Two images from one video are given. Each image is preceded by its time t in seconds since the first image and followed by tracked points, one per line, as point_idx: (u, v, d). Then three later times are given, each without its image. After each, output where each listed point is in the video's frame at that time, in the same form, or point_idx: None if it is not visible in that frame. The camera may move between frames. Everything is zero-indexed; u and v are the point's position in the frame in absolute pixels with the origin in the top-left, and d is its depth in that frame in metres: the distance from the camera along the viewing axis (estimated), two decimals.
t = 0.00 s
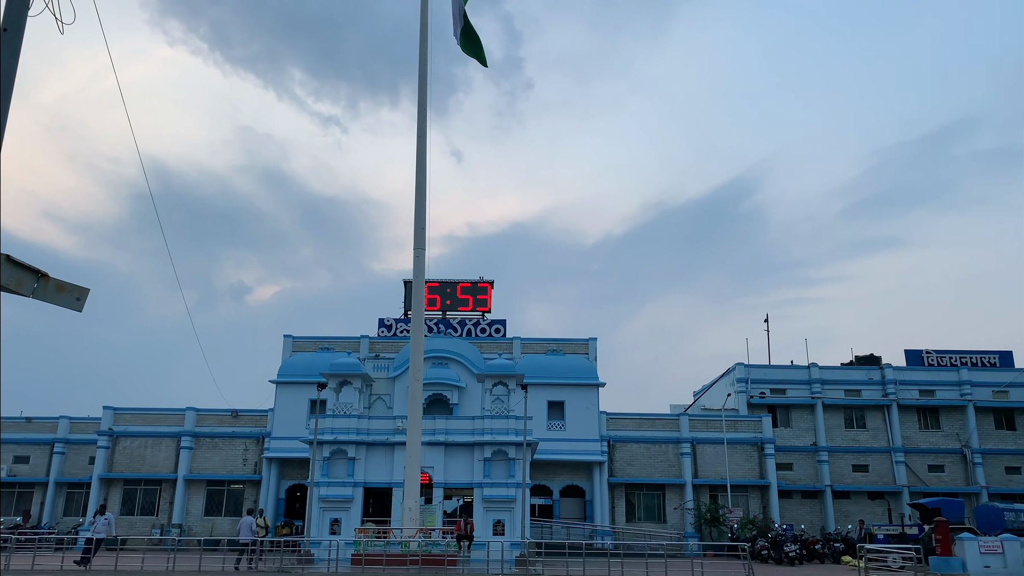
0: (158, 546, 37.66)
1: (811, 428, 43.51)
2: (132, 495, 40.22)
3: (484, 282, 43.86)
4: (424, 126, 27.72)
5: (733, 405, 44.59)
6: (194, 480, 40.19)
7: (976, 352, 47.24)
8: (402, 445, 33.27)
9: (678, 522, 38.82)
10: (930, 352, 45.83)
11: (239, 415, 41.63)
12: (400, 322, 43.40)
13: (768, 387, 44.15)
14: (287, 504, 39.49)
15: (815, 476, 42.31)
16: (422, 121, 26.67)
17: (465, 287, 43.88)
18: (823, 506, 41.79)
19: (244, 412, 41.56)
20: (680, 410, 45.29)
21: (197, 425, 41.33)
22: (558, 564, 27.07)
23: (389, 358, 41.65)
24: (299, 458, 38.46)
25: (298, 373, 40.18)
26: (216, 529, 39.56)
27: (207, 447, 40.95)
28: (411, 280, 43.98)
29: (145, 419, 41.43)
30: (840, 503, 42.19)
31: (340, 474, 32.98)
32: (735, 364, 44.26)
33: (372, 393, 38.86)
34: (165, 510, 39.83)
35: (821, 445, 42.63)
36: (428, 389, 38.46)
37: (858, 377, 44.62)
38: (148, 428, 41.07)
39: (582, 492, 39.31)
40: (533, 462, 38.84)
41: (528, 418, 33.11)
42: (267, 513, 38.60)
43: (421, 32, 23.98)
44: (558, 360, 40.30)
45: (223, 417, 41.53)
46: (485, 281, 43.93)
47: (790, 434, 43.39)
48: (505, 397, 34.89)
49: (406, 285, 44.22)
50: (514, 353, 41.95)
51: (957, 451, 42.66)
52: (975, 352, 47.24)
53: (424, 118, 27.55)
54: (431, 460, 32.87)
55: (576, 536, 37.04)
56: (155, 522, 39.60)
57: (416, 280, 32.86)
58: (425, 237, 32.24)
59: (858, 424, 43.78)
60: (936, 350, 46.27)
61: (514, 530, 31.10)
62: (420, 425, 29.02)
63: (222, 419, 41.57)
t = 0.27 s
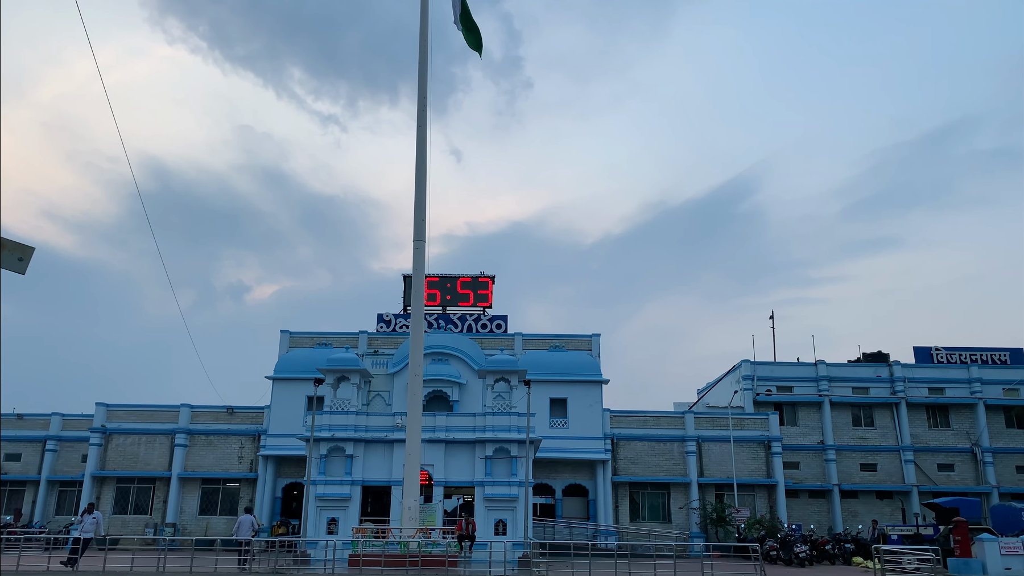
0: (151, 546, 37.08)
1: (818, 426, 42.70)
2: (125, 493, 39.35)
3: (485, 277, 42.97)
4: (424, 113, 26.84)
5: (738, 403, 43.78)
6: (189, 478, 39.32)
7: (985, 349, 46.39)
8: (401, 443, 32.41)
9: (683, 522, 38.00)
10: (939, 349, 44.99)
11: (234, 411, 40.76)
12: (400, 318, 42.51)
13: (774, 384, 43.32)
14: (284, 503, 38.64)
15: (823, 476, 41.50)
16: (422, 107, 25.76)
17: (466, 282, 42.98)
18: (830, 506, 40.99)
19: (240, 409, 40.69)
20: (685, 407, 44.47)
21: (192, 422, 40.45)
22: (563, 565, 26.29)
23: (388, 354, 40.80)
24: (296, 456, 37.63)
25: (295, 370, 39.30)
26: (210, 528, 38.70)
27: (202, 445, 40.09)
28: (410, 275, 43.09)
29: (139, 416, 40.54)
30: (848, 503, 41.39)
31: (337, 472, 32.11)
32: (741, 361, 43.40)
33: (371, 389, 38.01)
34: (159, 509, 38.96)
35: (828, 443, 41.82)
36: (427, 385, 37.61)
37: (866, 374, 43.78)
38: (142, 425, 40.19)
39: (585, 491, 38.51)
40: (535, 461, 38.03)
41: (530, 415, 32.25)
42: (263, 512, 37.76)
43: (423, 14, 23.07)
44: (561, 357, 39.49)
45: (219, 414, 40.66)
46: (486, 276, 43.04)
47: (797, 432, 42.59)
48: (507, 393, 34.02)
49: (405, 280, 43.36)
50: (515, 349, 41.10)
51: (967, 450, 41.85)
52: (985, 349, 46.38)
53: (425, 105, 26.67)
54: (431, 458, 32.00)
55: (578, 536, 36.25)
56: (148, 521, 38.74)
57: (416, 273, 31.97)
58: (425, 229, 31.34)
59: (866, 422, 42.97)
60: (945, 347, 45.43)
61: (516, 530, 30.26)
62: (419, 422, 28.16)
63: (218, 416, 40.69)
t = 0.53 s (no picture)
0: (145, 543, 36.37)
1: (826, 423, 41.94)
2: (120, 489, 38.60)
3: (488, 270, 42.18)
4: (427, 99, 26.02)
5: (744, 399, 43.04)
6: (185, 473, 38.56)
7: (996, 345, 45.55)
8: (401, 438, 31.63)
9: (688, 521, 37.25)
10: (950, 345, 44.16)
11: (231, 406, 39.98)
12: (400, 311, 41.72)
13: (781, 380, 42.55)
14: (282, 499, 37.89)
15: (830, 474, 40.75)
16: (424, 91, 24.96)
17: (468, 275, 42.23)
18: (838, 505, 40.24)
19: (237, 403, 39.91)
20: (690, 404, 43.72)
21: (188, 417, 39.67)
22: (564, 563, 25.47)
23: (388, 348, 40.04)
24: (294, 452, 36.87)
25: (293, 363, 38.55)
26: (206, 525, 37.95)
27: (198, 440, 39.33)
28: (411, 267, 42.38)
29: (134, 410, 39.77)
30: (856, 502, 40.63)
31: (335, 468, 31.36)
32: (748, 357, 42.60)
33: (370, 384, 37.28)
34: (154, 505, 38.23)
35: (836, 441, 41.06)
36: (428, 380, 36.85)
37: (875, 370, 42.98)
38: (137, 419, 39.42)
39: (588, 488, 37.77)
40: (538, 457, 37.29)
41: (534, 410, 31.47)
42: (260, 508, 36.99)
43: None
44: (565, 351, 38.75)
45: (215, 409, 39.89)
46: (488, 269, 42.25)
47: (804, 429, 41.84)
48: (510, 388, 33.16)
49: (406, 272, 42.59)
50: (518, 344, 40.30)
51: (977, 448, 41.07)
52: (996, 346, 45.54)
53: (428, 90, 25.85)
54: (432, 454, 31.23)
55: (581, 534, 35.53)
56: (143, 518, 38.00)
57: (417, 264, 31.16)
58: (427, 218, 30.54)
59: (875, 420, 42.21)
60: (956, 344, 44.61)
61: (519, 528, 29.56)
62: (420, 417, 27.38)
63: (214, 410, 39.91)
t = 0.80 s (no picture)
0: (136, 543, 35.64)
1: (831, 421, 41.24)
2: (112, 487, 37.83)
3: (488, 265, 41.44)
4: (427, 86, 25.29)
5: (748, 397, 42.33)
6: (178, 471, 37.78)
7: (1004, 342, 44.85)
8: (399, 435, 30.86)
9: (692, 520, 36.54)
10: (957, 342, 43.46)
11: (226, 403, 39.18)
12: (399, 306, 40.95)
13: (785, 378, 41.84)
14: (277, 498, 37.13)
15: (836, 473, 40.07)
16: (423, 76, 24.18)
17: (468, 270, 41.46)
18: (844, 504, 39.55)
19: (232, 400, 39.13)
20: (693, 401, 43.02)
21: (182, 414, 38.88)
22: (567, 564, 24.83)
23: (386, 344, 39.29)
24: (290, 449, 36.11)
25: (289, 359, 37.78)
26: (200, 524, 37.18)
27: (192, 437, 38.54)
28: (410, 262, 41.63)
29: (127, 407, 38.98)
30: (862, 501, 39.94)
31: (332, 466, 30.60)
32: (752, 353, 41.88)
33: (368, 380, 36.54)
34: (147, 504, 37.46)
35: (842, 439, 40.37)
36: (427, 376, 36.10)
37: (882, 368, 42.28)
38: (130, 416, 38.63)
39: (590, 487, 37.05)
40: (539, 455, 36.56)
41: (536, 406, 30.71)
42: (255, 507, 36.21)
43: None
44: (567, 348, 38.06)
45: (210, 405, 39.09)
46: (488, 264, 41.52)
47: (810, 427, 41.14)
48: (512, 384, 32.36)
49: (405, 267, 41.84)
50: (519, 340, 39.51)
51: (985, 447, 40.39)
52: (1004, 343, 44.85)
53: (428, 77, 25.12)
54: (430, 452, 30.46)
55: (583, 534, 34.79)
56: (136, 516, 37.23)
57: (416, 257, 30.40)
58: (426, 210, 29.80)
59: (881, 418, 41.52)
60: (963, 341, 43.91)
61: (520, 528, 28.82)
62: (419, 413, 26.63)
63: (209, 407, 39.12)
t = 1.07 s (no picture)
0: (120, 547, 34.73)
1: (829, 422, 40.72)
2: (95, 489, 36.90)
3: (481, 263, 40.77)
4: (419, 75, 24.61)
5: (745, 397, 41.79)
6: (164, 473, 36.89)
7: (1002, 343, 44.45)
8: (391, 435, 30.10)
9: (689, 522, 35.91)
10: (955, 342, 43.03)
11: (213, 402, 38.32)
12: (390, 305, 40.19)
13: (782, 378, 41.30)
14: (265, 500, 36.30)
15: (833, 474, 39.53)
16: (416, 66, 23.45)
17: (461, 268, 40.77)
18: (842, 506, 39.02)
19: (219, 399, 38.27)
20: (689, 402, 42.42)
21: (167, 414, 38.00)
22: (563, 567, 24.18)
23: (377, 343, 38.53)
24: (278, 450, 35.28)
25: (278, 358, 36.98)
26: (186, 526, 36.30)
27: (178, 438, 37.65)
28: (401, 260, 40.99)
29: (111, 407, 38.08)
30: (860, 503, 39.42)
31: (321, 467, 29.84)
32: (749, 353, 41.33)
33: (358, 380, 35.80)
34: (131, 506, 36.55)
35: (840, 440, 39.85)
36: (419, 376, 35.36)
37: (879, 368, 41.80)
38: (114, 416, 37.72)
39: (585, 488, 36.38)
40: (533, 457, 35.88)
41: (531, 406, 30.01)
42: (242, 509, 35.37)
43: None
44: (562, 347, 37.43)
45: (196, 405, 38.22)
46: (482, 262, 40.85)
47: (807, 428, 40.61)
48: (506, 383, 31.61)
49: (396, 265, 41.11)
50: (512, 338, 38.79)
51: (984, 448, 39.93)
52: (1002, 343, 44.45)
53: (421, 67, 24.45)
54: (422, 452, 29.71)
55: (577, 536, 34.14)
56: (120, 519, 36.32)
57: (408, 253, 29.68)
58: (418, 205, 29.11)
59: (879, 418, 41.01)
60: (961, 341, 43.49)
61: (514, 531, 28.12)
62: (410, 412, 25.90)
63: (195, 407, 38.24)
